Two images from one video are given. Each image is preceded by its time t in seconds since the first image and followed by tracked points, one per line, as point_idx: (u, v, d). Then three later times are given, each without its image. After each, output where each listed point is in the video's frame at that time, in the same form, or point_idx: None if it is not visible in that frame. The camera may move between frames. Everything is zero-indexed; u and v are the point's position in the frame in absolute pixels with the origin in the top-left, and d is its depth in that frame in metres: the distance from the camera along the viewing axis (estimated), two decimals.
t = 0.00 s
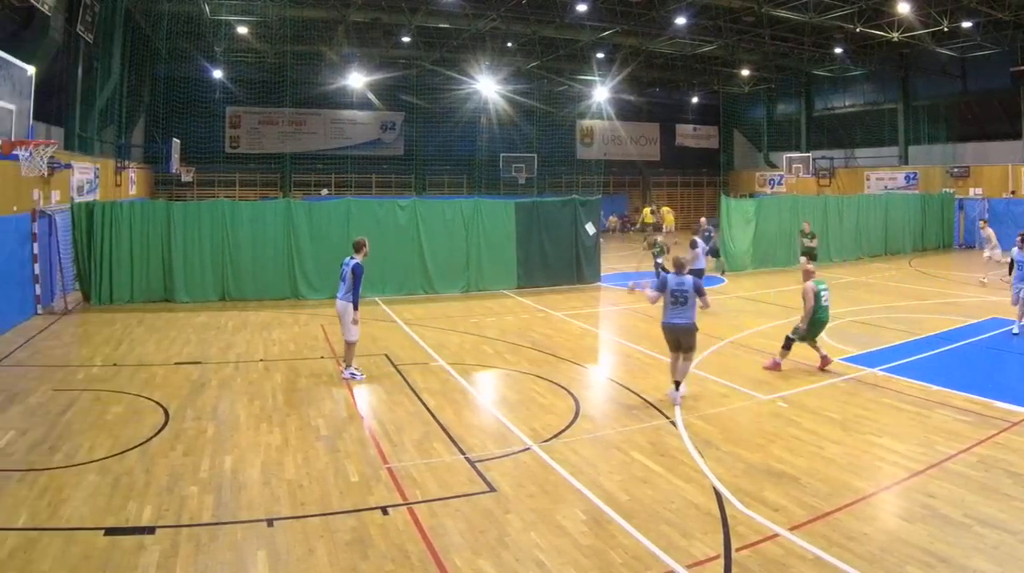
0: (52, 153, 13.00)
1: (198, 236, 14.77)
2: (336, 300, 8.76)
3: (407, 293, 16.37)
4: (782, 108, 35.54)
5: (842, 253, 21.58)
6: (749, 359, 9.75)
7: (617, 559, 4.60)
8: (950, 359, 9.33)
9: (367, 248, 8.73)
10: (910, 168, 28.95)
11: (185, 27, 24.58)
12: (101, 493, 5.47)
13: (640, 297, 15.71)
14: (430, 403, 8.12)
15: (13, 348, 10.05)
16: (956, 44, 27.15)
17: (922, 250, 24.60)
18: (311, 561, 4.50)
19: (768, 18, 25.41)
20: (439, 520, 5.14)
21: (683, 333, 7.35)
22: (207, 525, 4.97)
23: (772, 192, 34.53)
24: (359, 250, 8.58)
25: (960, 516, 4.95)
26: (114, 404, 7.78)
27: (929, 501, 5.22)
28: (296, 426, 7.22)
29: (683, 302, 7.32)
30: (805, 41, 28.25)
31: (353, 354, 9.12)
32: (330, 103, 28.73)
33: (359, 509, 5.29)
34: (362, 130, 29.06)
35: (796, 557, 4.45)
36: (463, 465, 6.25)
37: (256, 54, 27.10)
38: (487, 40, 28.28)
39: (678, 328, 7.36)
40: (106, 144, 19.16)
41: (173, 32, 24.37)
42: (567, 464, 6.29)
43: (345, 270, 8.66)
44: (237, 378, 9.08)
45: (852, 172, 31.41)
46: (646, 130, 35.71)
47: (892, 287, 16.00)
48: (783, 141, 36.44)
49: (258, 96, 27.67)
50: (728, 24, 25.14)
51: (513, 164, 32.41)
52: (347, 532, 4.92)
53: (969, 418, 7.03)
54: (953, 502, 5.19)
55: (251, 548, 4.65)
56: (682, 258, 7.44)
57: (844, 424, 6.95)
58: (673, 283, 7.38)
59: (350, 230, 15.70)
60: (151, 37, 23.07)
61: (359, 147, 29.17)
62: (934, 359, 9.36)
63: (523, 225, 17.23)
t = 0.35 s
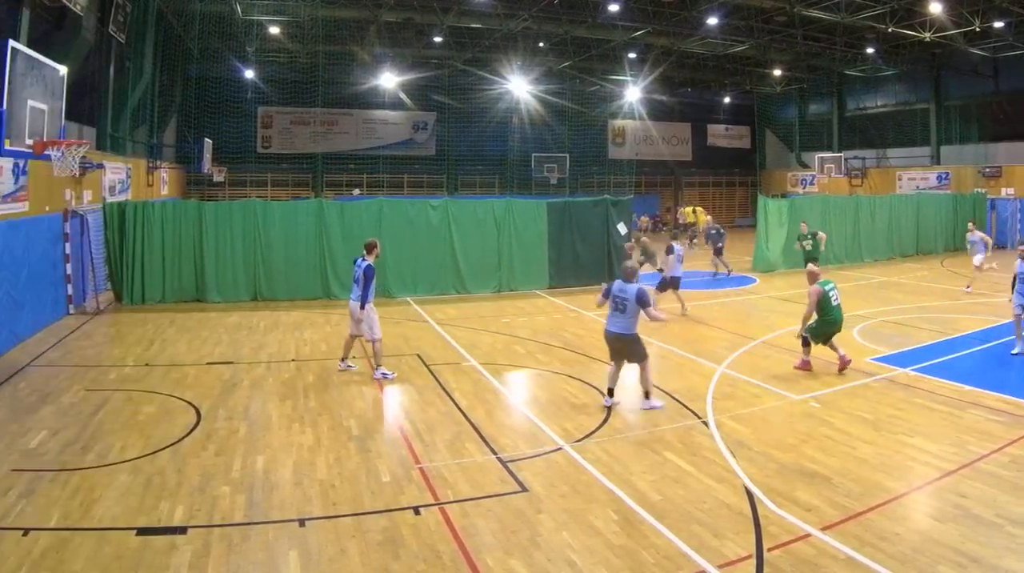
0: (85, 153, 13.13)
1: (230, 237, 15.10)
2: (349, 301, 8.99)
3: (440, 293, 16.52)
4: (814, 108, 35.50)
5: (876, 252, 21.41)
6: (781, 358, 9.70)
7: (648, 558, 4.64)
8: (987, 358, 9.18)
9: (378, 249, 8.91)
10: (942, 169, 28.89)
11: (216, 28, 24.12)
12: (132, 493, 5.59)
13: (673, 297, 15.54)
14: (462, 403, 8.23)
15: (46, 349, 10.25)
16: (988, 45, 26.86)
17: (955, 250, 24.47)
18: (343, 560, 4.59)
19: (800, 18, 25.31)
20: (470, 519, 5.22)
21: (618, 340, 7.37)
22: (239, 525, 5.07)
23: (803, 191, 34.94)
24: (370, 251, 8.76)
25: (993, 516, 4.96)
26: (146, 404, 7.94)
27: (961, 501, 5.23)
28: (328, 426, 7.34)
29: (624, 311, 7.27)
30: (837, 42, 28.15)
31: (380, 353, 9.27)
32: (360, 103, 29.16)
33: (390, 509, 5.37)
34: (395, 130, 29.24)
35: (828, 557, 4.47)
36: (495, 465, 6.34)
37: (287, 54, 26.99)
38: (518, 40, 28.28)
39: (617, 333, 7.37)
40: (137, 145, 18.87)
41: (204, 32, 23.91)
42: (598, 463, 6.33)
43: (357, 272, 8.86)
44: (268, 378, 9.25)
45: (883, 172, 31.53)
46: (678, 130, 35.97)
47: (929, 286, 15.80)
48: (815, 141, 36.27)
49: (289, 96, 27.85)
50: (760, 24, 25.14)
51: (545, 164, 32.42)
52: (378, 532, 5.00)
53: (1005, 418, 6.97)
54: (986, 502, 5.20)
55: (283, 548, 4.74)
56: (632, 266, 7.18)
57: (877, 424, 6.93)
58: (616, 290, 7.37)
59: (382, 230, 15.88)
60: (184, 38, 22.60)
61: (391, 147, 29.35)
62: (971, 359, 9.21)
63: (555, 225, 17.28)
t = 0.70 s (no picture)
0: (117, 153, 13.46)
1: (263, 237, 15.32)
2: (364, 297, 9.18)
3: (473, 293, 16.67)
4: (847, 108, 35.46)
5: (910, 253, 21.60)
6: (814, 359, 9.66)
7: (681, 558, 4.66)
8: None
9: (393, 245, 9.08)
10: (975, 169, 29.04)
11: (249, 28, 24.47)
12: (165, 493, 5.67)
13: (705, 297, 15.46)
14: (495, 403, 8.31)
15: (79, 348, 10.50)
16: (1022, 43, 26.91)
17: (988, 250, 24.35)
18: (376, 560, 4.64)
19: (833, 18, 25.81)
20: (503, 519, 5.26)
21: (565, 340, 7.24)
22: (272, 525, 5.13)
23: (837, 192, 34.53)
24: (385, 249, 8.91)
25: None
26: (179, 404, 8.05)
27: (994, 501, 5.25)
28: (361, 426, 7.45)
29: (581, 312, 7.20)
30: (869, 42, 28.49)
31: (378, 350, 9.66)
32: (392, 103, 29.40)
33: (424, 508, 5.43)
34: (428, 130, 29.54)
35: (861, 557, 4.48)
36: (528, 465, 6.39)
37: (321, 54, 27.76)
38: (551, 39, 28.42)
39: (570, 336, 7.23)
40: (170, 145, 19.14)
41: (238, 33, 24.33)
42: (630, 464, 6.34)
43: (372, 267, 9.10)
44: (300, 378, 9.41)
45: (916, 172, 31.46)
46: (709, 129, 35.73)
47: (964, 287, 15.71)
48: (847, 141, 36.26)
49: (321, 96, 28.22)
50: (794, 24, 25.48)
51: (578, 164, 32.35)
52: (412, 531, 5.06)
53: None
54: (1018, 502, 5.21)
55: (316, 548, 4.80)
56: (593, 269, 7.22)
57: (910, 423, 6.93)
58: (574, 292, 7.31)
59: (415, 230, 16.06)
60: (216, 37, 23.10)
61: (426, 148, 29.66)
62: (1008, 359, 9.13)
63: (587, 224, 17.34)
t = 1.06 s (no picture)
0: (150, 153, 13.43)
1: (295, 236, 15.48)
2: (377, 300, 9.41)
3: (505, 292, 16.77)
4: (879, 108, 35.42)
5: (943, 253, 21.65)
6: (845, 358, 9.65)
7: (713, 558, 4.67)
8: None
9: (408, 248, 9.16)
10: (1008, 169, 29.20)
11: (281, 28, 24.95)
12: (197, 493, 5.72)
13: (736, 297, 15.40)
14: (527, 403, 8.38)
15: (112, 348, 10.69)
16: None
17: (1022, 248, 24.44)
18: (408, 560, 4.68)
19: (865, 18, 25.84)
20: (536, 519, 5.31)
21: (540, 335, 7.13)
22: (304, 525, 5.17)
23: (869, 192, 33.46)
24: (400, 252, 9.05)
25: None
26: (210, 404, 8.17)
27: None
28: (393, 426, 7.55)
29: (556, 306, 7.11)
30: (901, 43, 28.68)
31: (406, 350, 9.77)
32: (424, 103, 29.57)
33: (455, 508, 5.49)
34: (461, 131, 29.46)
35: (893, 558, 4.51)
36: (559, 465, 6.43)
37: (353, 55, 27.81)
38: (584, 39, 28.45)
39: (543, 331, 7.13)
40: (203, 145, 19.49)
41: (271, 32, 24.79)
42: (662, 465, 6.35)
43: (389, 270, 9.28)
44: (332, 378, 9.59)
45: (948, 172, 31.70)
46: (742, 130, 35.76)
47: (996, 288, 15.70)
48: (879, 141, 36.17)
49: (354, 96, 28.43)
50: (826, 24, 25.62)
51: (610, 164, 32.39)
52: (445, 532, 5.11)
53: None
54: None
55: (348, 548, 4.84)
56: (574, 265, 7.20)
57: (942, 424, 6.98)
58: (553, 288, 7.26)
59: (447, 229, 16.20)
60: (249, 37, 23.11)
61: (457, 147, 29.57)
62: None
63: (619, 222, 17.37)
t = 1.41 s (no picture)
0: (182, 154, 13.70)
1: (327, 236, 15.73)
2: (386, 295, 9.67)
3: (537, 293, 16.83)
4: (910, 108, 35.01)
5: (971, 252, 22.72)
6: (877, 358, 9.77)
7: (745, 558, 4.69)
8: None
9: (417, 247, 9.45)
10: None
11: (315, 28, 25.35)
12: (229, 493, 5.83)
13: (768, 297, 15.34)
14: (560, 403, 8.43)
15: (143, 349, 10.97)
16: None
17: None
18: (440, 561, 4.75)
19: (897, 18, 25.81)
20: (568, 519, 5.37)
21: (542, 335, 7.21)
22: (335, 525, 5.26)
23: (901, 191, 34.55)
24: (410, 251, 9.35)
25: None
26: (243, 404, 8.36)
27: None
28: (425, 426, 7.69)
29: (559, 307, 7.17)
30: (934, 43, 28.69)
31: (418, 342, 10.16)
32: (457, 103, 29.57)
33: (487, 508, 5.58)
34: (491, 130, 29.72)
35: (925, 557, 4.56)
36: (592, 465, 6.49)
37: (385, 55, 28.03)
38: (616, 39, 28.46)
39: (546, 332, 7.19)
40: (235, 144, 19.88)
41: (303, 32, 25.22)
42: (694, 464, 6.37)
43: (399, 267, 9.58)
44: (364, 378, 9.79)
45: (982, 172, 32.64)
46: (775, 130, 35.45)
47: None
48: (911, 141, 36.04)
49: (386, 95, 28.70)
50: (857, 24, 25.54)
51: (642, 164, 32.09)
52: (478, 531, 5.20)
53: None
54: None
55: (381, 547, 4.93)
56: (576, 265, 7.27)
57: (975, 423, 7.13)
58: (553, 287, 7.33)
59: (479, 229, 16.35)
60: (280, 37, 23.86)
61: (490, 147, 29.83)
62: None
63: (650, 221, 17.47)
